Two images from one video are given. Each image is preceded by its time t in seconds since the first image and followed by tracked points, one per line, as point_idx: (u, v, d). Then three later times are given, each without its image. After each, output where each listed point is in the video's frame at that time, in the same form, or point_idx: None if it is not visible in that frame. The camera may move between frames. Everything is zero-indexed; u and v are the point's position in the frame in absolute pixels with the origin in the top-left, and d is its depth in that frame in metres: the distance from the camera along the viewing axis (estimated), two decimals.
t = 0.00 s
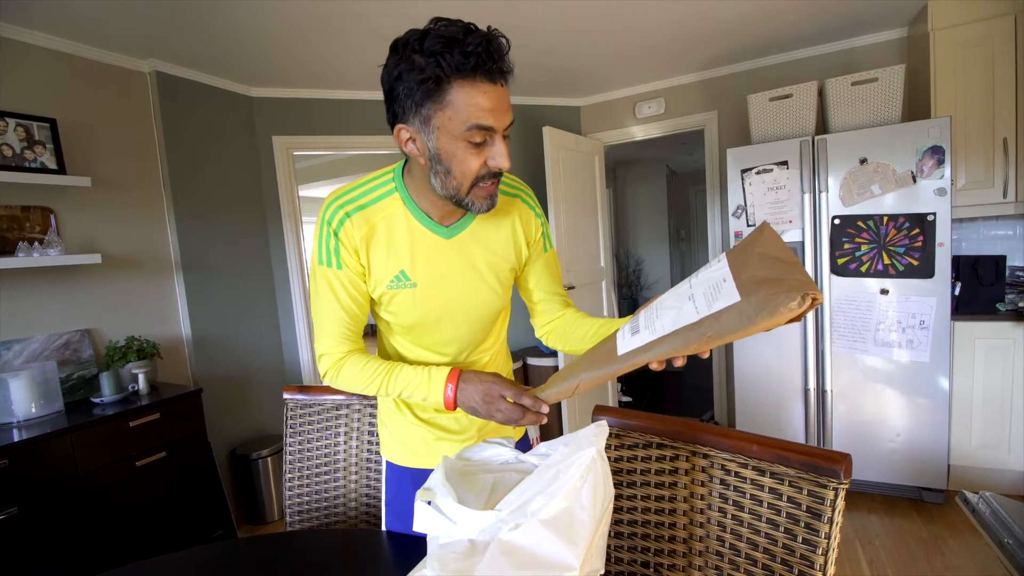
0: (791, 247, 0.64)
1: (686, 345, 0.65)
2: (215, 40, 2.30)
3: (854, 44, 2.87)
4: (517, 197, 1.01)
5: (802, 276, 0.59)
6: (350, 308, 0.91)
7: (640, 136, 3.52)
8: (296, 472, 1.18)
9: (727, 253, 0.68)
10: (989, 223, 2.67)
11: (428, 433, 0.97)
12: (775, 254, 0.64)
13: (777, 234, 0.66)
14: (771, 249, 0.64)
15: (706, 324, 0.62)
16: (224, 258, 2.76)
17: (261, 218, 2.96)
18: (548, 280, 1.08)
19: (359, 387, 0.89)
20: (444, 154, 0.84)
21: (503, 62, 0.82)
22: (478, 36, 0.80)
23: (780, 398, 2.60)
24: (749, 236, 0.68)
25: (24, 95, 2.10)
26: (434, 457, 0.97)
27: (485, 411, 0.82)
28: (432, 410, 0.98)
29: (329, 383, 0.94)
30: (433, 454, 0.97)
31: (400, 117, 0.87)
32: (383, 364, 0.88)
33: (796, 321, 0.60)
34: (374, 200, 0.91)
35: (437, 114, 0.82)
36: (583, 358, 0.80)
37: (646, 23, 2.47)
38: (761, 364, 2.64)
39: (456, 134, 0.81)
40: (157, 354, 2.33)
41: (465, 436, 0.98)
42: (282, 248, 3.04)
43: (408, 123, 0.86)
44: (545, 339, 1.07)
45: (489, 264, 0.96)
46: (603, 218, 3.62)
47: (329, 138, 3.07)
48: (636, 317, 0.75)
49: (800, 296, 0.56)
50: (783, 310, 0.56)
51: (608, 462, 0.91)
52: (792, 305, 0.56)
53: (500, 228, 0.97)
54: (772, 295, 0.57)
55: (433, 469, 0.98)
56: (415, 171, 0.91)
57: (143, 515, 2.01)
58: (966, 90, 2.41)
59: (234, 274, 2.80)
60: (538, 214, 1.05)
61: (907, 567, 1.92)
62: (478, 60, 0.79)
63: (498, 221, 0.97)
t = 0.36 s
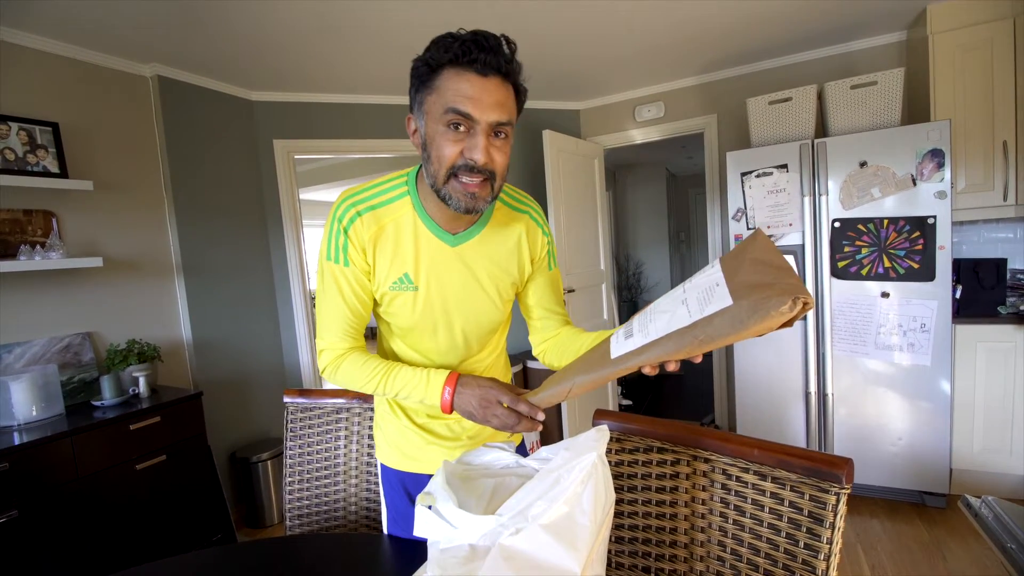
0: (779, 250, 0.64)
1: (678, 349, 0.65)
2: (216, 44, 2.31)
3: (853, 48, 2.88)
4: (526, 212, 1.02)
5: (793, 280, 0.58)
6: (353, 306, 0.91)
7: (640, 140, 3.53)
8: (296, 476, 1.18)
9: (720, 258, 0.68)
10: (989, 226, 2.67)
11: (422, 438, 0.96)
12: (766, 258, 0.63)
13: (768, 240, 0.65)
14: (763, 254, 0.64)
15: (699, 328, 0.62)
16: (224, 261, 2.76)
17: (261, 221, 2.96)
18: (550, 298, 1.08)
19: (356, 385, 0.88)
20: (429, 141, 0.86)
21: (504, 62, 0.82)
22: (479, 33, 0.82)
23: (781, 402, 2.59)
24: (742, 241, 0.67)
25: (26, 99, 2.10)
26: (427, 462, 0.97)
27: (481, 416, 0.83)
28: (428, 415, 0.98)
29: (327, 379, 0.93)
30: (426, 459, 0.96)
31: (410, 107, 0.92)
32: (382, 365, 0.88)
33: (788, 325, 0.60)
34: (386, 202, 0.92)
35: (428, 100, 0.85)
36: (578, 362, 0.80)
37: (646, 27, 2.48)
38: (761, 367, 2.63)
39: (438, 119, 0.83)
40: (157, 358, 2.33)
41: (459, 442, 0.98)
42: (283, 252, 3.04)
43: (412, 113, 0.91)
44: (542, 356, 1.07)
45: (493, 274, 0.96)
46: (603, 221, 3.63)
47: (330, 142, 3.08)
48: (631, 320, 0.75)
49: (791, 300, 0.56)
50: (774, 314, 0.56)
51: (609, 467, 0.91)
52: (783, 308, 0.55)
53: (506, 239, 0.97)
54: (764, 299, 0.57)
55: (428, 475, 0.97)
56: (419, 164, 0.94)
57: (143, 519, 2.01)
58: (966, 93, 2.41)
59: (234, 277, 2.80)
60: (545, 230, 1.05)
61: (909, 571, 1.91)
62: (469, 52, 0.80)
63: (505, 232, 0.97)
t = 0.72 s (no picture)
0: (771, 259, 0.65)
1: (664, 354, 0.64)
2: (216, 45, 2.31)
3: (852, 49, 2.89)
4: (532, 224, 1.01)
5: (777, 284, 0.58)
6: (355, 303, 0.91)
7: (639, 141, 3.53)
8: (295, 477, 1.18)
9: (713, 268, 0.69)
10: (988, 226, 2.68)
11: (416, 439, 0.96)
12: (756, 266, 0.64)
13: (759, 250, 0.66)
14: (753, 262, 0.65)
15: (685, 332, 0.62)
16: (224, 262, 2.76)
17: (261, 223, 2.96)
18: (551, 310, 1.08)
19: (353, 381, 0.88)
20: (437, 151, 0.86)
21: (516, 77, 0.81)
22: (494, 47, 0.82)
23: (780, 402, 2.59)
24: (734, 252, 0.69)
25: (25, 101, 2.10)
26: (420, 464, 0.97)
27: (473, 420, 0.82)
28: (423, 417, 0.98)
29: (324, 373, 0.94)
30: (421, 460, 0.96)
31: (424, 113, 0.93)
32: (379, 363, 0.88)
33: (776, 330, 0.60)
34: (393, 202, 0.92)
35: (439, 110, 0.85)
36: (573, 370, 0.80)
37: (645, 28, 2.49)
38: (760, 368, 2.64)
39: (446, 130, 0.83)
40: (156, 359, 2.33)
41: (454, 444, 0.98)
42: (282, 253, 3.04)
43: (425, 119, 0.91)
44: (540, 368, 1.07)
45: (494, 282, 0.96)
46: (603, 222, 3.63)
47: (329, 143, 3.08)
48: (625, 330, 0.76)
49: (774, 302, 0.55)
50: (757, 316, 0.55)
51: (608, 467, 0.91)
52: (766, 310, 0.55)
53: (509, 248, 0.97)
54: (748, 300, 0.57)
55: (424, 477, 0.97)
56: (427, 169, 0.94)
57: (142, 520, 2.00)
58: (964, 94, 2.42)
59: (234, 278, 2.80)
60: (549, 244, 1.05)
61: (908, 571, 1.91)
62: (481, 66, 0.80)
63: (508, 241, 0.97)
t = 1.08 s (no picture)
0: (767, 262, 0.64)
1: (656, 353, 0.65)
2: (217, 45, 2.31)
3: (853, 49, 2.88)
4: (531, 216, 1.02)
5: (769, 286, 0.58)
6: (357, 303, 0.91)
7: (640, 141, 3.53)
8: (295, 475, 1.18)
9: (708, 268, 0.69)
10: (989, 227, 2.68)
11: (420, 436, 0.96)
12: (751, 268, 0.64)
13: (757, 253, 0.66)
14: (749, 264, 0.64)
15: (674, 332, 0.62)
16: (224, 262, 2.76)
17: (261, 222, 2.97)
18: (550, 300, 1.08)
19: (358, 382, 0.88)
20: (445, 152, 0.85)
21: (518, 72, 0.81)
22: (494, 44, 0.81)
23: (780, 402, 2.59)
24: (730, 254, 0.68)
25: (25, 100, 2.10)
26: (424, 461, 0.96)
27: (483, 414, 0.82)
28: (427, 414, 0.98)
29: (328, 374, 0.94)
30: (424, 457, 0.96)
31: (420, 114, 0.90)
32: (384, 362, 0.88)
33: (765, 333, 0.60)
34: (391, 200, 0.92)
35: (443, 111, 0.83)
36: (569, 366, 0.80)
37: (645, 28, 2.48)
38: (760, 369, 2.63)
39: (455, 132, 0.82)
40: (157, 358, 2.33)
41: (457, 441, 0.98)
42: (282, 253, 3.04)
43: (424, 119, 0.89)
44: (542, 359, 1.08)
45: (495, 276, 0.97)
46: (603, 221, 3.63)
47: (330, 143, 3.08)
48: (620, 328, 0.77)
49: (762, 305, 0.55)
50: (745, 319, 0.55)
51: (608, 467, 0.91)
52: (754, 313, 0.55)
53: (509, 242, 0.97)
54: (736, 304, 0.57)
55: (427, 474, 0.97)
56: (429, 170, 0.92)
57: (142, 519, 2.00)
58: (965, 95, 2.42)
59: (234, 278, 2.80)
60: (548, 235, 1.05)
61: (906, 572, 1.91)
62: (486, 64, 0.79)
63: (508, 235, 0.97)
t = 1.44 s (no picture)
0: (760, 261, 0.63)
1: (648, 353, 0.65)
2: (217, 44, 2.31)
3: (855, 48, 2.88)
4: (527, 209, 1.01)
5: (757, 285, 0.57)
6: (357, 306, 0.91)
7: (640, 140, 3.53)
8: (296, 475, 1.18)
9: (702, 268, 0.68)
10: (991, 226, 2.67)
11: (426, 434, 0.96)
12: (743, 267, 0.63)
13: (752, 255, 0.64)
14: (741, 264, 0.64)
15: (664, 333, 0.62)
16: (225, 261, 2.76)
17: (262, 221, 2.97)
18: (550, 294, 1.08)
19: (362, 384, 0.89)
20: (456, 155, 0.84)
21: (516, 67, 0.83)
22: (490, 41, 0.81)
23: (781, 402, 2.59)
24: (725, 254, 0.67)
25: (27, 99, 2.11)
26: (430, 459, 0.96)
27: (486, 412, 0.82)
28: (432, 412, 0.98)
29: (332, 378, 0.94)
30: (428, 455, 0.96)
31: (415, 119, 0.88)
32: (386, 363, 0.88)
33: (754, 332, 0.59)
34: (386, 201, 0.92)
35: (450, 115, 0.82)
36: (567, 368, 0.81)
37: (646, 27, 2.48)
38: (761, 368, 2.63)
39: (468, 134, 0.82)
40: (158, 357, 2.33)
41: (462, 439, 0.98)
42: (283, 251, 3.04)
43: (423, 125, 0.87)
44: (543, 353, 1.07)
45: (493, 271, 0.96)
46: (604, 221, 3.62)
47: (330, 142, 3.08)
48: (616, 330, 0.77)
49: (747, 303, 0.54)
50: (730, 319, 0.55)
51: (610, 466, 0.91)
52: (738, 312, 0.54)
53: (506, 236, 0.97)
54: (720, 304, 0.56)
55: (431, 471, 0.97)
56: (429, 175, 0.91)
57: (144, 518, 2.01)
58: (967, 94, 2.41)
59: (235, 277, 2.80)
60: (545, 227, 1.04)
61: (908, 572, 1.91)
62: (491, 63, 0.80)
63: (505, 228, 0.97)
